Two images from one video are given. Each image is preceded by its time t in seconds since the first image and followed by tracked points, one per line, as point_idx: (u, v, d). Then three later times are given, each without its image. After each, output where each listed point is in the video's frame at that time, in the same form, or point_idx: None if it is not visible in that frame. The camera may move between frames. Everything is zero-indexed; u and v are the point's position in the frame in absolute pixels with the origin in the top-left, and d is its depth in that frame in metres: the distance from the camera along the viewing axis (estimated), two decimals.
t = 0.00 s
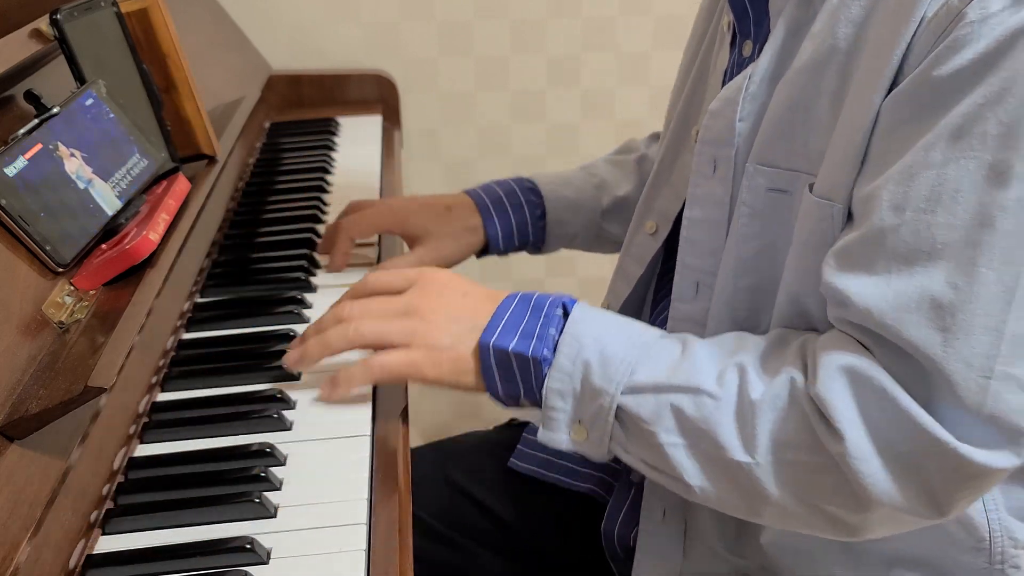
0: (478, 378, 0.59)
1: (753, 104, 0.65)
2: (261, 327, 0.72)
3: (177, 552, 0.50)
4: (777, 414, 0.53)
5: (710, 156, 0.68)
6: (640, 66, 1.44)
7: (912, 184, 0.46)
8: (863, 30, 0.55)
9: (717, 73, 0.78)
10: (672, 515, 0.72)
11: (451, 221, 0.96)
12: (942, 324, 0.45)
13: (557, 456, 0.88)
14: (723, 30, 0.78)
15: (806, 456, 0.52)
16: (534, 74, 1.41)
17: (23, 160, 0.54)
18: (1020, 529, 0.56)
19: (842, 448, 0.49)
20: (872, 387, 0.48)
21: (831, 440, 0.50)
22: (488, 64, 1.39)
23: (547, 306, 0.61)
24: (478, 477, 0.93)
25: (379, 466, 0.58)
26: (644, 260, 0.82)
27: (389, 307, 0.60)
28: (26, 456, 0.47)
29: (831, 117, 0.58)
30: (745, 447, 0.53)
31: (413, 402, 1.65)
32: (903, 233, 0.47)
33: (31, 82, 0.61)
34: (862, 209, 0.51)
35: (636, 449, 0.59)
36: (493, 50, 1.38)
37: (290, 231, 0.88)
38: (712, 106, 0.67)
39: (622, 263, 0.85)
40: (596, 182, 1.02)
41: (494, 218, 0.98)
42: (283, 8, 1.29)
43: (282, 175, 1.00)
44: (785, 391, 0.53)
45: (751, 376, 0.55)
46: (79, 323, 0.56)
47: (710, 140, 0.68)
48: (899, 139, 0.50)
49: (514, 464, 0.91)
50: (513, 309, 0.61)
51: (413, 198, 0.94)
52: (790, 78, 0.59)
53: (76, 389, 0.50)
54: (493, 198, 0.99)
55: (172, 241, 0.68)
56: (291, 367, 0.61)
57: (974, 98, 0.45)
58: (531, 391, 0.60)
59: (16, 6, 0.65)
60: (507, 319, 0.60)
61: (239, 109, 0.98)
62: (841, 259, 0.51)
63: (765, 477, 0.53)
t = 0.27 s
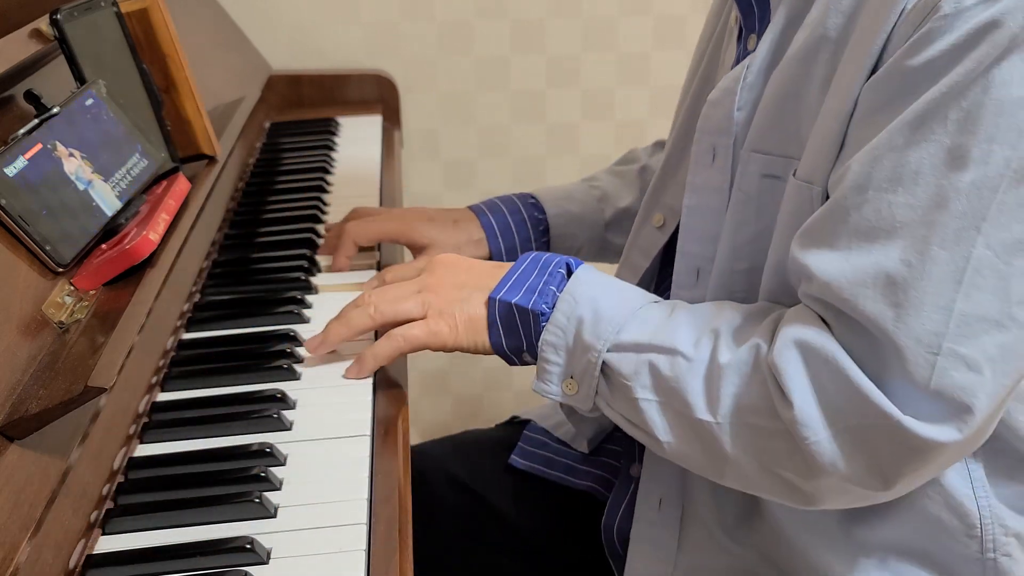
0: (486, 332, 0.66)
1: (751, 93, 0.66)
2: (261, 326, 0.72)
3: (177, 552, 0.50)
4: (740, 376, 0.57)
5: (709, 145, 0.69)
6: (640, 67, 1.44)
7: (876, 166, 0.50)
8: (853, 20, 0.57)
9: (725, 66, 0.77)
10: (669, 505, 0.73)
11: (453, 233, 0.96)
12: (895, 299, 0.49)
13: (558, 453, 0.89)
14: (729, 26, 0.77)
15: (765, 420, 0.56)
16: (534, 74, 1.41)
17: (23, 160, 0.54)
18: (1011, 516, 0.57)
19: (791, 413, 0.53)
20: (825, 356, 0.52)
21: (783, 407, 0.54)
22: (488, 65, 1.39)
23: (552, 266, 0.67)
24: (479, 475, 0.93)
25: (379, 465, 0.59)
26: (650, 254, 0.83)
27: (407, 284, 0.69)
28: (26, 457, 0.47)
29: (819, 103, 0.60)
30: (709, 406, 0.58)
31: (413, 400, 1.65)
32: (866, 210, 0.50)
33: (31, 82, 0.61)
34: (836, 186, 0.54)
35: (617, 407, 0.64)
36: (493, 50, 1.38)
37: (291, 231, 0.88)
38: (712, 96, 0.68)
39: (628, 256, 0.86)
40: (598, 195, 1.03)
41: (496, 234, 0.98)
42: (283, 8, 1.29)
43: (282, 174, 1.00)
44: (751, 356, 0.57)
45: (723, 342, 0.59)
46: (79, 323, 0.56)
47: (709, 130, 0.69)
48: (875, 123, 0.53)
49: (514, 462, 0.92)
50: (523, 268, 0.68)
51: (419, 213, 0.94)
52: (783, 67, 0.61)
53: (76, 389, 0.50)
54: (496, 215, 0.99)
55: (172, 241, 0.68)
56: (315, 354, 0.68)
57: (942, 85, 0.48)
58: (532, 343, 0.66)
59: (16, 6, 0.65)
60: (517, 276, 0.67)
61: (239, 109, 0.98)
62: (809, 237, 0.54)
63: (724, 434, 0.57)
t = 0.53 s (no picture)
0: (475, 324, 0.65)
1: (777, 73, 0.64)
2: (261, 326, 0.72)
3: (177, 552, 0.50)
4: (747, 349, 0.54)
5: (732, 127, 0.68)
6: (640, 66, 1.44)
7: (897, 127, 0.47)
8: None
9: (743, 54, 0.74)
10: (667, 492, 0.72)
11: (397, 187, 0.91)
12: (915, 262, 0.46)
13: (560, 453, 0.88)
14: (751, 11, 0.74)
15: (774, 394, 0.53)
16: (534, 74, 1.41)
17: (23, 160, 0.54)
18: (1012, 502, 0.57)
19: (804, 381, 0.50)
20: (840, 321, 0.49)
21: (796, 373, 0.51)
22: (488, 64, 1.39)
23: (540, 254, 0.66)
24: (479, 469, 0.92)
25: (379, 461, 0.59)
26: (665, 242, 0.83)
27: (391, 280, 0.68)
28: (26, 457, 0.47)
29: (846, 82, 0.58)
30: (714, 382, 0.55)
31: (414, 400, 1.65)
32: (886, 173, 0.48)
33: (31, 82, 0.61)
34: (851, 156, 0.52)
35: (612, 390, 0.61)
36: (493, 50, 1.38)
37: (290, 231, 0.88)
38: (736, 79, 0.67)
39: (640, 242, 0.86)
40: (538, 141, 1.02)
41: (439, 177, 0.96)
42: (283, 8, 1.29)
43: (282, 174, 1.00)
44: (759, 328, 0.54)
45: (727, 316, 0.56)
46: (79, 322, 0.56)
47: (734, 112, 0.68)
48: (892, 92, 0.51)
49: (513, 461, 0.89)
50: (510, 258, 0.66)
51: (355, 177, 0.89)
52: (810, 44, 0.59)
53: (76, 390, 0.50)
54: (438, 159, 0.96)
55: (172, 242, 0.68)
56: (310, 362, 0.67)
57: (968, 47, 0.45)
58: (520, 335, 0.64)
59: (17, 7, 0.65)
60: (504, 266, 0.65)
61: (238, 109, 0.98)
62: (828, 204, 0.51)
63: (731, 411, 0.54)
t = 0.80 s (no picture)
0: (441, 357, 0.52)
1: (786, 78, 0.64)
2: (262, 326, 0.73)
3: (177, 552, 0.50)
4: (821, 364, 0.49)
5: (741, 132, 0.67)
6: (640, 66, 1.44)
7: (953, 132, 0.45)
8: None
9: (743, 58, 0.75)
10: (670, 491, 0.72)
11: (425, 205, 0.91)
12: (994, 265, 0.43)
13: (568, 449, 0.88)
14: (750, 15, 0.75)
15: (856, 415, 0.48)
16: (534, 74, 1.41)
17: (23, 160, 0.54)
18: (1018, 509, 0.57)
19: (905, 393, 0.45)
20: (928, 329, 0.45)
21: (890, 389, 0.46)
22: (488, 64, 1.39)
23: (521, 271, 0.55)
24: (480, 471, 0.92)
25: (382, 471, 0.59)
26: (664, 243, 0.83)
27: (323, 291, 0.53)
28: (26, 457, 0.47)
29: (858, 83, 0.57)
30: (786, 406, 0.49)
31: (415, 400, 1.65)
32: (945, 180, 0.45)
33: (31, 82, 0.61)
34: (892, 168, 0.50)
35: (640, 430, 0.53)
36: (493, 50, 1.38)
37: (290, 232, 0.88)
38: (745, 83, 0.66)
39: (641, 245, 0.86)
40: (563, 156, 1.00)
41: (465, 194, 0.94)
42: (283, 8, 1.29)
43: (282, 174, 1.00)
44: (832, 343, 0.49)
45: (781, 333, 0.51)
46: (79, 323, 0.56)
47: (743, 116, 0.66)
48: (921, 98, 0.50)
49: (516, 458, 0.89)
50: (475, 272, 0.55)
51: (385, 192, 0.87)
52: (826, 46, 0.59)
53: (76, 389, 0.50)
54: (464, 174, 0.95)
55: (172, 242, 0.68)
56: (196, 384, 0.51)
57: (1010, 43, 0.44)
58: (499, 369, 0.54)
59: (16, 7, 0.65)
60: (473, 281, 0.54)
61: (239, 109, 0.98)
62: (886, 207, 0.49)
63: (813, 435, 0.48)
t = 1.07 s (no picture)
0: (399, 438, 0.47)
1: (761, 106, 0.64)
2: (262, 326, 0.72)
3: (177, 551, 0.50)
4: (804, 430, 0.45)
5: (720, 158, 0.67)
6: (640, 66, 1.44)
7: (929, 181, 0.43)
8: (863, 27, 0.54)
9: (723, 72, 0.76)
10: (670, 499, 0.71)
11: (423, 211, 0.93)
12: (976, 325, 0.40)
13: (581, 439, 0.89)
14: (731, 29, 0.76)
15: (844, 480, 0.44)
16: (534, 74, 1.41)
17: (23, 160, 0.54)
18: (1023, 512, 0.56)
19: (894, 457, 0.42)
20: (914, 389, 0.42)
21: (877, 454, 0.43)
22: (488, 64, 1.39)
23: (478, 337, 0.50)
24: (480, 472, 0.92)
25: (382, 475, 0.59)
26: (652, 257, 0.82)
27: (265, 383, 0.47)
28: (25, 457, 0.46)
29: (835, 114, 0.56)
30: (773, 475, 0.45)
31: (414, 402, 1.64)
32: (922, 234, 0.42)
33: (31, 82, 0.61)
34: (868, 217, 0.48)
35: (615, 501, 0.49)
36: (493, 50, 1.38)
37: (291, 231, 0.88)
38: (722, 109, 0.66)
39: (631, 260, 0.86)
40: (565, 164, 1.00)
41: (463, 202, 0.96)
42: (284, 8, 1.29)
43: (282, 174, 1.00)
44: (815, 407, 0.46)
45: (763, 396, 0.47)
46: (79, 323, 0.56)
47: (721, 142, 0.67)
48: (895, 146, 0.47)
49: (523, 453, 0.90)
50: (427, 343, 0.50)
51: (386, 195, 0.91)
52: (800, 78, 0.58)
53: (76, 389, 0.50)
54: (462, 182, 0.96)
55: (172, 242, 0.68)
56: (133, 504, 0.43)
57: (986, 87, 0.42)
58: (462, 449, 0.49)
59: (17, 6, 0.65)
60: (425, 355, 0.49)
61: (239, 109, 0.98)
62: (863, 253, 0.47)
63: (797, 507, 0.45)
